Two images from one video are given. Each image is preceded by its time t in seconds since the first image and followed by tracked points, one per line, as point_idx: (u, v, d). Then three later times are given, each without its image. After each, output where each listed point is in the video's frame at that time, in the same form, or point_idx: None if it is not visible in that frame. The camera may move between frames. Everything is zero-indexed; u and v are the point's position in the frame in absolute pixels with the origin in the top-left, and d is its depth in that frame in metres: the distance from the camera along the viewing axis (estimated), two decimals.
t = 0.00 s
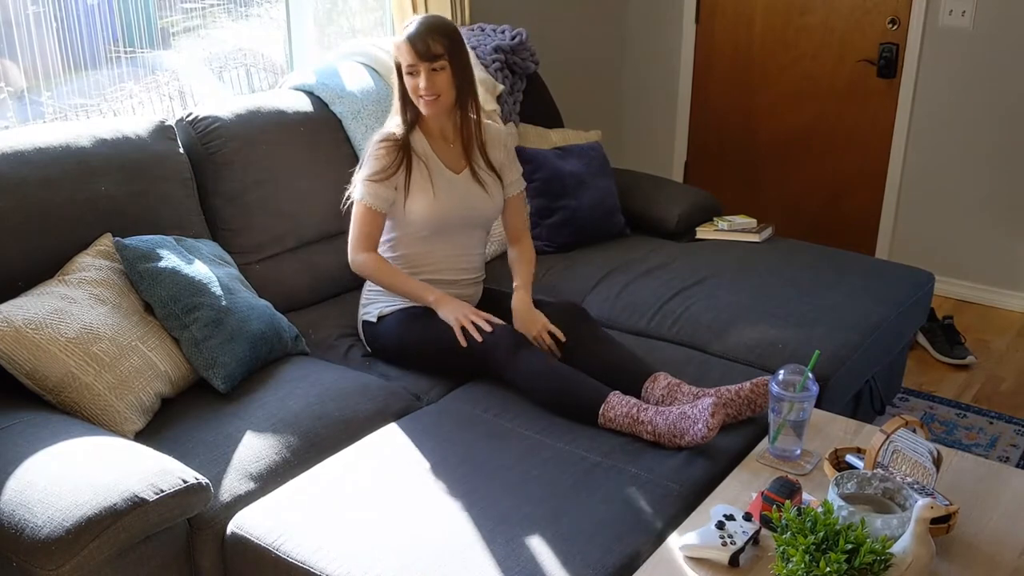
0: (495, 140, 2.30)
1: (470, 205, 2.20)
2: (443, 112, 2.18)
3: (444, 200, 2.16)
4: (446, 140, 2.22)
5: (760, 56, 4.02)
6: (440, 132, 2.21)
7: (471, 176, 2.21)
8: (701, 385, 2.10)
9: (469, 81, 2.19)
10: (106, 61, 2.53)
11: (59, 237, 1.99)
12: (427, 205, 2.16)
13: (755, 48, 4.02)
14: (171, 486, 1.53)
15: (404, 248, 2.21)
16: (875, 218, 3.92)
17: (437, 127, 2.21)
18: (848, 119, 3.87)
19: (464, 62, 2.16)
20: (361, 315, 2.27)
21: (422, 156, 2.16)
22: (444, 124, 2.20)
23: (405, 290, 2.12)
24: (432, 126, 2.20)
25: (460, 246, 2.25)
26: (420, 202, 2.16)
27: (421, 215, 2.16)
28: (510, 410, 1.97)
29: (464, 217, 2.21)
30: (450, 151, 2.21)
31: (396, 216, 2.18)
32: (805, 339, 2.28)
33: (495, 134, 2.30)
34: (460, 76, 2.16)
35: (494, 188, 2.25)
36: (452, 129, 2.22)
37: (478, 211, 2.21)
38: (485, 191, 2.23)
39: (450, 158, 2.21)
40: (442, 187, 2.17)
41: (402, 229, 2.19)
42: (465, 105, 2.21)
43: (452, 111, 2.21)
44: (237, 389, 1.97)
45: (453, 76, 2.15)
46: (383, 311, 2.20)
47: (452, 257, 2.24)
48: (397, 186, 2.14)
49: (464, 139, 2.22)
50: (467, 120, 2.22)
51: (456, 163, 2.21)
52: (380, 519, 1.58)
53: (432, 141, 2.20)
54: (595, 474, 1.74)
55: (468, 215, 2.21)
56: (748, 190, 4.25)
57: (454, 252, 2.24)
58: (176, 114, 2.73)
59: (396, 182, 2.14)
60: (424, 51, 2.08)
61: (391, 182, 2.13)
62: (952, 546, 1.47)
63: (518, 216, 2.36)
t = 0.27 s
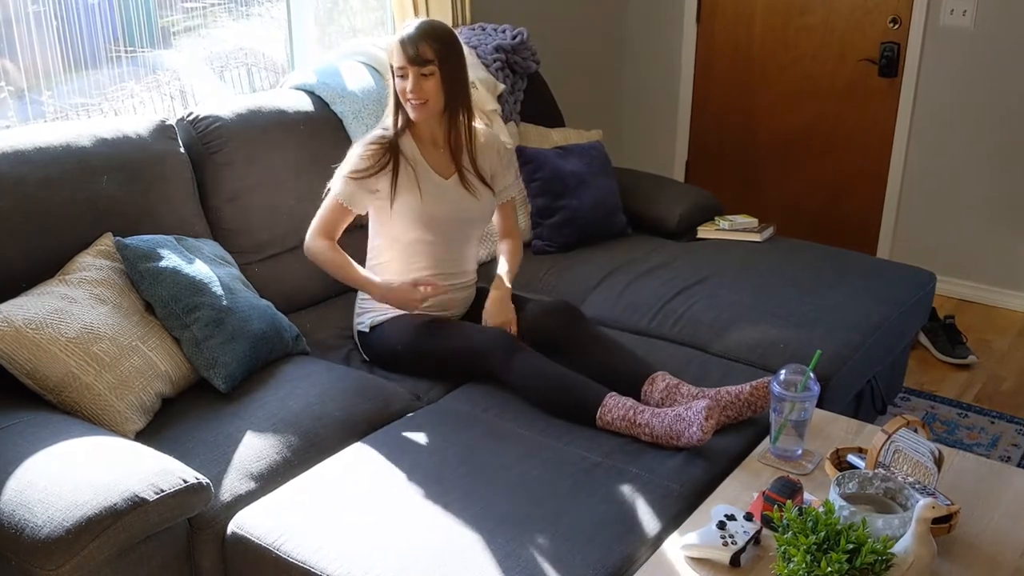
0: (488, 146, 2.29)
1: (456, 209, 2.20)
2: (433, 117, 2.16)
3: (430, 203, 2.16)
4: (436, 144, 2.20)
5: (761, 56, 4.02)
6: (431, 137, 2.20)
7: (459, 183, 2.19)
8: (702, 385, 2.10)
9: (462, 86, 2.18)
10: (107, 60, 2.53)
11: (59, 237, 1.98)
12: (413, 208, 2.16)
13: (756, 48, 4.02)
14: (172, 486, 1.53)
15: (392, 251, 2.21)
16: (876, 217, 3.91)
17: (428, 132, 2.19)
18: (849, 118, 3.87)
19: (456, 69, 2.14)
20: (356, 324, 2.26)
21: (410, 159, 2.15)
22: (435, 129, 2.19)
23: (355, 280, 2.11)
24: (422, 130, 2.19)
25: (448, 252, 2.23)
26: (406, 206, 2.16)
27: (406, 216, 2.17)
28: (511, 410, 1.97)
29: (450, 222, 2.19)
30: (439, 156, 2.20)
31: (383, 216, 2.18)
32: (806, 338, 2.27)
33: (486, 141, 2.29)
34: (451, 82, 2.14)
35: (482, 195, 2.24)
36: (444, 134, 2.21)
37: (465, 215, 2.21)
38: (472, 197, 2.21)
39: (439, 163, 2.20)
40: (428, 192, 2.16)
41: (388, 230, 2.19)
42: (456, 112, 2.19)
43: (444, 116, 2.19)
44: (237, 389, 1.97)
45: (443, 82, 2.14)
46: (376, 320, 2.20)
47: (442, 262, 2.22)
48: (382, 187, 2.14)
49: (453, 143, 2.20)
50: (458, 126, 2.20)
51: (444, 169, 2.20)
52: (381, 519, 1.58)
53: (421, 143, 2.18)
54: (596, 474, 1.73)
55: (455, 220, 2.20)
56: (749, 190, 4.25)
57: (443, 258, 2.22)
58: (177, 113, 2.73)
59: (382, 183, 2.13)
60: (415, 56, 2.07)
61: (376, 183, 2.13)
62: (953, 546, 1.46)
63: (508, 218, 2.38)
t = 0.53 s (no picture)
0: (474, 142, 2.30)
1: (451, 210, 2.18)
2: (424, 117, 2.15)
3: (426, 204, 2.14)
4: (427, 143, 2.19)
5: (763, 54, 4.01)
6: (421, 137, 2.18)
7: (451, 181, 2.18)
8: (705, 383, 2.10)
9: (452, 85, 2.17)
10: (109, 59, 2.53)
11: (61, 236, 1.98)
12: (409, 210, 2.13)
13: (758, 46, 4.01)
14: (174, 484, 1.53)
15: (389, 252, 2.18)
16: (879, 215, 3.91)
17: (418, 132, 2.17)
18: (852, 116, 3.86)
19: (448, 68, 2.14)
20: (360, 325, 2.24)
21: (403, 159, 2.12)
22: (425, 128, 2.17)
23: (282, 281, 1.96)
24: (413, 130, 2.17)
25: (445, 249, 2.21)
26: (402, 207, 2.12)
27: (401, 218, 2.13)
28: (513, 409, 1.97)
29: (445, 221, 2.18)
30: (431, 155, 2.18)
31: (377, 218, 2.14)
32: (808, 337, 2.27)
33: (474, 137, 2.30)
34: (442, 82, 2.14)
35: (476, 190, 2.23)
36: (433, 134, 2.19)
37: (463, 211, 2.20)
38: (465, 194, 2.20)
39: (431, 161, 2.18)
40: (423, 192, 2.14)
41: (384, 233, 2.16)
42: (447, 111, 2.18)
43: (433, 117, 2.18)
44: (239, 387, 1.97)
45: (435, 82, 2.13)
46: (382, 318, 2.18)
47: (441, 259, 2.21)
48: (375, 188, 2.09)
49: (444, 144, 2.20)
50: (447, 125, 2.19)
51: (437, 167, 2.18)
52: (383, 518, 1.58)
53: (412, 144, 2.16)
54: (596, 472, 1.73)
55: (450, 218, 2.19)
56: (752, 188, 4.24)
57: (442, 255, 2.21)
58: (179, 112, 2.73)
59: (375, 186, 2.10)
60: (409, 55, 2.06)
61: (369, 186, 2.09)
62: (956, 545, 1.46)
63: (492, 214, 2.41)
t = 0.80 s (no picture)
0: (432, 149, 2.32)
1: (434, 216, 2.18)
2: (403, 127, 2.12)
3: (412, 213, 2.13)
4: (401, 154, 2.17)
5: (765, 53, 4.00)
6: (397, 147, 2.15)
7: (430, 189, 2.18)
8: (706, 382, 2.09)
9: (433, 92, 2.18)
10: (111, 58, 2.53)
11: (62, 235, 1.98)
12: (397, 222, 2.12)
13: (760, 46, 4.01)
14: (175, 484, 1.53)
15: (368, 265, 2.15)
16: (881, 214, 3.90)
17: (394, 143, 2.14)
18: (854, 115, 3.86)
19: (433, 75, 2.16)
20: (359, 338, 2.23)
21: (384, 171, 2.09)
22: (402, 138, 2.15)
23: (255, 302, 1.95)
24: (389, 142, 2.13)
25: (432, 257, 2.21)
26: (393, 220, 2.11)
27: (391, 235, 2.12)
28: (514, 408, 1.97)
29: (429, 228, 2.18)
30: (405, 166, 2.17)
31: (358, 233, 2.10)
32: (810, 336, 2.27)
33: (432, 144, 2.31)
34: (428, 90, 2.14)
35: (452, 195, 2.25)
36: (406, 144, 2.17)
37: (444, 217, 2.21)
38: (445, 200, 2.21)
39: (407, 172, 2.16)
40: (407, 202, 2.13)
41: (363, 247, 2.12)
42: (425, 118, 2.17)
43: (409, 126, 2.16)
44: (241, 388, 1.97)
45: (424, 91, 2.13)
46: (382, 329, 2.18)
47: (430, 266, 2.21)
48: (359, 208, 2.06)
49: (418, 152, 2.19)
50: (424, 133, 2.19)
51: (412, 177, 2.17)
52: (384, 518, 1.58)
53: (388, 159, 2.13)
54: (598, 472, 1.73)
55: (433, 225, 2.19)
56: (753, 187, 4.24)
57: (429, 262, 2.21)
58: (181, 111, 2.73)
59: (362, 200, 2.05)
60: (412, 62, 2.05)
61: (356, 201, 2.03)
62: (958, 545, 1.46)
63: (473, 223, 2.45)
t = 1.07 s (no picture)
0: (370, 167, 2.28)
1: (400, 229, 2.15)
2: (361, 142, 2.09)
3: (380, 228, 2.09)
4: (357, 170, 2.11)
5: (767, 52, 4.00)
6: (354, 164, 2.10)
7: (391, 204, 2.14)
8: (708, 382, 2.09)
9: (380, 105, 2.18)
10: (112, 57, 2.53)
11: (63, 235, 1.98)
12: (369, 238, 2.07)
13: (762, 45, 4.00)
14: (178, 484, 1.53)
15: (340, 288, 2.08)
16: (883, 213, 3.90)
17: (353, 159, 2.09)
18: (855, 115, 3.85)
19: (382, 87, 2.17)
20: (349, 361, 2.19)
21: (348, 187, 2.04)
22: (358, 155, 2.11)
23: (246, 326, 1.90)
24: (348, 158, 2.08)
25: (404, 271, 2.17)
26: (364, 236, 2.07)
27: (364, 252, 2.08)
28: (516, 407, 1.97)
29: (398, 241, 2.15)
30: (364, 182, 2.12)
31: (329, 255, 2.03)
32: (812, 336, 2.27)
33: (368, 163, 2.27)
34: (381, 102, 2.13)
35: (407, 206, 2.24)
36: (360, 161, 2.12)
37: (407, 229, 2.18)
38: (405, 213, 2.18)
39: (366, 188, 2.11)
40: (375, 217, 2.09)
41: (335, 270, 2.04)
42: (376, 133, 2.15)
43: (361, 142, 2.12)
44: (242, 391, 1.97)
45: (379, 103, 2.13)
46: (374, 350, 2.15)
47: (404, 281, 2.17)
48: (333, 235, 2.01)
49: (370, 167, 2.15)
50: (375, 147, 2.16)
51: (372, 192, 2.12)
52: (387, 518, 1.58)
53: (348, 180, 2.08)
54: (599, 472, 1.73)
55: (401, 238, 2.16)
56: (754, 186, 4.24)
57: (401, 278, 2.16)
58: (182, 111, 2.73)
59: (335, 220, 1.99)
60: (376, 73, 2.07)
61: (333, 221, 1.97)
62: (961, 545, 1.46)
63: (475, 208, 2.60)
